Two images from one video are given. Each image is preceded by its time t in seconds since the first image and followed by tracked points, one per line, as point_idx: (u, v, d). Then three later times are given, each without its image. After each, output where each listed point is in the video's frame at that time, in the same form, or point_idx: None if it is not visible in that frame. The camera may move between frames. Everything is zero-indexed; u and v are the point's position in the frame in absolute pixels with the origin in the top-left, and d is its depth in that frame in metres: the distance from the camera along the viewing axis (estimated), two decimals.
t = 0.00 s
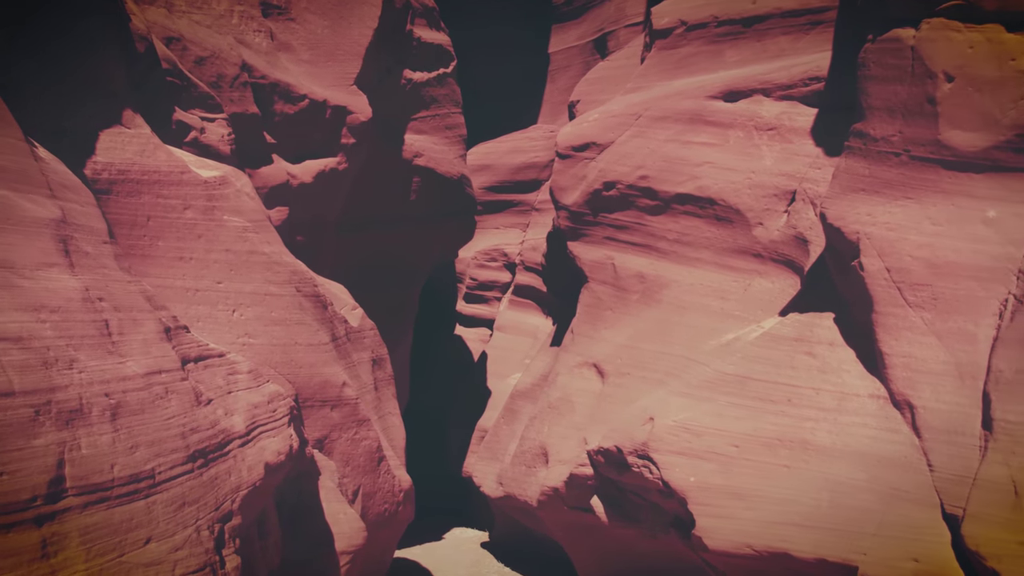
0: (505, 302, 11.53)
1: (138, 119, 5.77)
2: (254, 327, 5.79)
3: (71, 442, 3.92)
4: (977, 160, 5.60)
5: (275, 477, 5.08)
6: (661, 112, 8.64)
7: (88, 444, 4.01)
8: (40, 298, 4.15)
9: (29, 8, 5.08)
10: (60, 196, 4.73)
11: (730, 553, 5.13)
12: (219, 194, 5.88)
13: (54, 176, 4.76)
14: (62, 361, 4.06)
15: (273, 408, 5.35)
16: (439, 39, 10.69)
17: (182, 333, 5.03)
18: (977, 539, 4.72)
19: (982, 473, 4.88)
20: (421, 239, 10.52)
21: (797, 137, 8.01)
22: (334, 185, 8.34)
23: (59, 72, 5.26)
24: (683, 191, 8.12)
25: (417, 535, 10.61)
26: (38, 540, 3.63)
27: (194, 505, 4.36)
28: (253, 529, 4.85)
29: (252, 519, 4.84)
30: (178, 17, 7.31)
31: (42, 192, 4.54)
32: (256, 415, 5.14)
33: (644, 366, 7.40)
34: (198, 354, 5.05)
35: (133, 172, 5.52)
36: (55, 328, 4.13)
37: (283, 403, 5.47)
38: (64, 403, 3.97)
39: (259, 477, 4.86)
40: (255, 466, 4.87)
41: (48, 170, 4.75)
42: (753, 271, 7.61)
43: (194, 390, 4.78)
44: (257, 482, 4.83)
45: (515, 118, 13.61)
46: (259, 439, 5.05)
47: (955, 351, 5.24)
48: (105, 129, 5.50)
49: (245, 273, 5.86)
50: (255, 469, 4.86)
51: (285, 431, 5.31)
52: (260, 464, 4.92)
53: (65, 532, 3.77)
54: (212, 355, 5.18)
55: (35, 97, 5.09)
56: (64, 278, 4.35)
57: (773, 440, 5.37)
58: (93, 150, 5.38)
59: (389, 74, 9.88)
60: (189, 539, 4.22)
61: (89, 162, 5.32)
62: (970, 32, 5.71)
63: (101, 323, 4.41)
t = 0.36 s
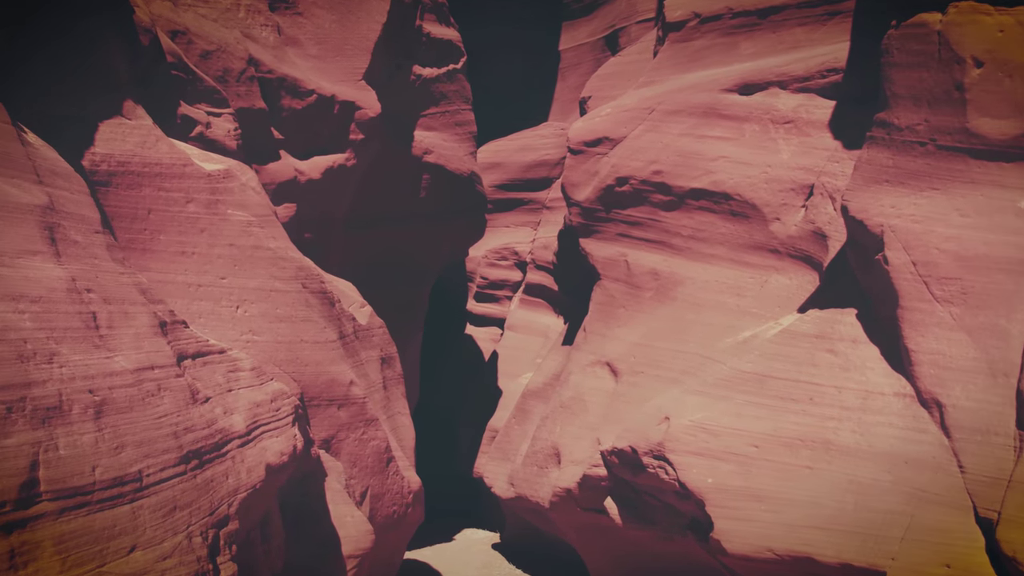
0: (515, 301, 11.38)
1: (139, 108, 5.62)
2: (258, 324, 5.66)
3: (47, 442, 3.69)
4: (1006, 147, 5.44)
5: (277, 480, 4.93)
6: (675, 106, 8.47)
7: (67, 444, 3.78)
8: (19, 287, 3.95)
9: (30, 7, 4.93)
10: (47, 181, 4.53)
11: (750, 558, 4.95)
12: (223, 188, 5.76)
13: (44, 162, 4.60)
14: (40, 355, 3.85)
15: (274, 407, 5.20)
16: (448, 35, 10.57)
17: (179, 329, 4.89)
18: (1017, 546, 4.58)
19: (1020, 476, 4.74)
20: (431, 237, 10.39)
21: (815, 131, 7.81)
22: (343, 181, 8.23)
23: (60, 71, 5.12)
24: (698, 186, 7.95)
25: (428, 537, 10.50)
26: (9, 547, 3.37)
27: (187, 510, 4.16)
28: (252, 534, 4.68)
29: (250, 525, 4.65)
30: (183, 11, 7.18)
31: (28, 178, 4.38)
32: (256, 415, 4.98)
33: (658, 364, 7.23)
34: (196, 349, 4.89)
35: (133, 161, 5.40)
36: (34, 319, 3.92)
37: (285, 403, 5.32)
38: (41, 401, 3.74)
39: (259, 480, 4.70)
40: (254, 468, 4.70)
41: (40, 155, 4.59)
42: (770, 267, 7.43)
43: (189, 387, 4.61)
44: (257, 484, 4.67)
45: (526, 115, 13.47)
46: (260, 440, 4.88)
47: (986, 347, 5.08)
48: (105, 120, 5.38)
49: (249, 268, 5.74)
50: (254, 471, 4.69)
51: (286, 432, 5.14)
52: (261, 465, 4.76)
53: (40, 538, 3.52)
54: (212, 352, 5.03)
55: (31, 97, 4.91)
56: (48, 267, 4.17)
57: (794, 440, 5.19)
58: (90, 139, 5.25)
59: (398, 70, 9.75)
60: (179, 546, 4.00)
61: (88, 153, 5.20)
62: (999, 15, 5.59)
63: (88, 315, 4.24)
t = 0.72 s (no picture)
0: (524, 300, 11.24)
1: (139, 99, 5.47)
2: (261, 321, 5.51)
3: (18, 442, 3.38)
4: None
5: (276, 485, 4.74)
6: (687, 99, 8.31)
7: (39, 444, 3.46)
8: None
9: (30, 6, 4.81)
10: (30, 165, 4.26)
11: (769, 563, 4.78)
12: (225, 180, 5.65)
13: (29, 146, 4.33)
14: (14, 349, 3.54)
15: (273, 407, 4.99)
16: (456, 30, 10.44)
17: (174, 323, 4.66)
18: None
19: None
20: (439, 235, 10.25)
21: (831, 123, 7.61)
22: (349, 177, 8.10)
23: (61, 71, 5.00)
24: (712, 180, 7.78)
25: (437, 537, 10.37)
26: None
27: (176, 517, 3.90)
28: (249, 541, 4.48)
29: (243, 535, 4.40)
30: (188, 4, 7.02)
31: (11, 161, 4.12)
32: (252, 414, 4.75)
33: (671, 363, 7.06)
34: (189, 346, 4.65)
35: (133, 151, 5.22)
36: (7, 310, 3.61)
37: (284, 402, 5.12)
38: (14, 398, 3.43)
39: (257, 483, 4.50)
40: (247, 472, 4.47)
41: (24, 138, 4.33)
42: (785, 263, 7.26)
43: (182, 384, 4.36)
44: (253, 487, 4.45)
45: (534, 112, 13.33)
46: (258, 442, 4.68)
47: (1015, 343, 4.89)
48: (103, 111, 5.20)
49: (252, 263, 5.60)
50: (250, 474, 4.48)
51: (286, 432, 4.95)
52: (258, 467, 4.56)
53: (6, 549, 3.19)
54: (208, 348, 4.80)
55: (31, 97, 4.77)
56: (28, 255, 3.89)
57: (814, 440, 5.04)
58: (88, 131, 5.07)
59: (405, 65, 9.63)
60: (163, 556, 3.72)
61: (83, 144, 5.00)
62: None
63: (69, 307, 3.96)
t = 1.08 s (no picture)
0: (531, 299, 11.11)
1: (134, 89, 5.29)
2: (260, 317, 5.40)
3: None
4: None
5: (275, 487, 4.64)
6: (697, 93, 8.14)
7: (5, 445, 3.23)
8: None
9: (30, 6, 4.72)
10: (9, 149, 4.02)
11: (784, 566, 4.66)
12: (224, 172, 5.50)
13: (9, 128, 4.10)
14: None
15: (271, 407, 4.83)
16: (462, 25, 10.32)
17: (165, 319, 4.50)
18: None
19: None
20: (445, 233, 10.12)
21: (844, 116, 7.43)
22: (354, 173, 7.99)
23: (61, 71, 4.87)
24: (722, 175, 7.63)
25: (442, 538, 10.23)
26: None
27: (162, 523, 3.70)
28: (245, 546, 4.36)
29: (233, 547, 4.20)
30: None
31: None
32: (246, 413, 4.57)
33: (681, 361, 6.92)
34: (182, 343, 4.50)
35: (127, 142, 5.07)
36: None
37: (280, 401, 4.94)
38: None
39: (252, 486, 4.32)
40: (240, 475, 4.28)
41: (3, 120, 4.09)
42: (798, 259, 7.11)
43: (170, 381, 4.18)
44: (247, 490, 4.27)
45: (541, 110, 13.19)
46: (255, 443, 4.52)
47: None
48: (98, 101, 5.06)
49: (251, 258, 5.48)
50: (244, 477, 4.30)
51: (283, 434, 4.79)
52: (253, 470, 4.38)
53: None
54: (201, 345, 4.64)
55: (31, 97, 4.66)
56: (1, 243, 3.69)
57: (831, 439, 4.92)
58: (80, 121, 4.92)
59: (410, 61, 9.53)
60: (141, 565, 3.50)
61: (76, 134, 4.87)
62: None
63: (46, 299, 3.77)
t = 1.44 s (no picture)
0: (537, 297, 10.95)
1: (127, 77, 5.15)
2: (257, 312, 5.26)
3: None
4: None
5: (271, 489, 4.52)
6: (707, 86, 7.97)
7: None
8: None
9: (30, 6, 4.57)
10: None
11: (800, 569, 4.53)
12: (222, 164, 5.36)
13: None
14: None
15: (266, 404, 4.69)
16: (467, 19, 10.17)
17: (149, 311, 4.31)
18: None
19: None
20: (450, 231, 9.98)
21: (858, 108, 7.23)
22: (358, 168, 7.89)
23: (58, 75, 4.74)
24: (733, 169, 7.46)
25: (449, 539, 10.08)
26: None
27: (140, 530, 3.57)
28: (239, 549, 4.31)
29: (225, 556, 4.12)
30: None
31: None
32: (234, 411, 4.41)
33: (692, 359, 6.75)
34: (169, 336, 4.34)
35: (119, 129, 4.94)
36: None
37: (274, 398, 4.79)
38: None
39: (242, 488, 4.19)
40: (227, 478, 4.14)
41: None
42: (811, 254, 6.94)
43: (152, 375, 4.02)
44: (236, 493, 4.15)
45: (546, 106, 13.02)
46: (248, 442, 4.39)
47: None
48: (89, 88, 4.92)
49: (249, 251, 5.33)
50: (233, 479, 4.17)
51: (278, 433, 4.65)
52: (243, 470, 4.25)
53: None
54: (189, 338, 4.47)
55: (31, 100, 4.54)
56: None
57: (849, 439, 4.80)
58: (70, 107, 4.78)
59: (415, 56, 9.38)
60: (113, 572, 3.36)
61: (64, 122, 4.72)
62: None
63: (16, 287, 3.58)
